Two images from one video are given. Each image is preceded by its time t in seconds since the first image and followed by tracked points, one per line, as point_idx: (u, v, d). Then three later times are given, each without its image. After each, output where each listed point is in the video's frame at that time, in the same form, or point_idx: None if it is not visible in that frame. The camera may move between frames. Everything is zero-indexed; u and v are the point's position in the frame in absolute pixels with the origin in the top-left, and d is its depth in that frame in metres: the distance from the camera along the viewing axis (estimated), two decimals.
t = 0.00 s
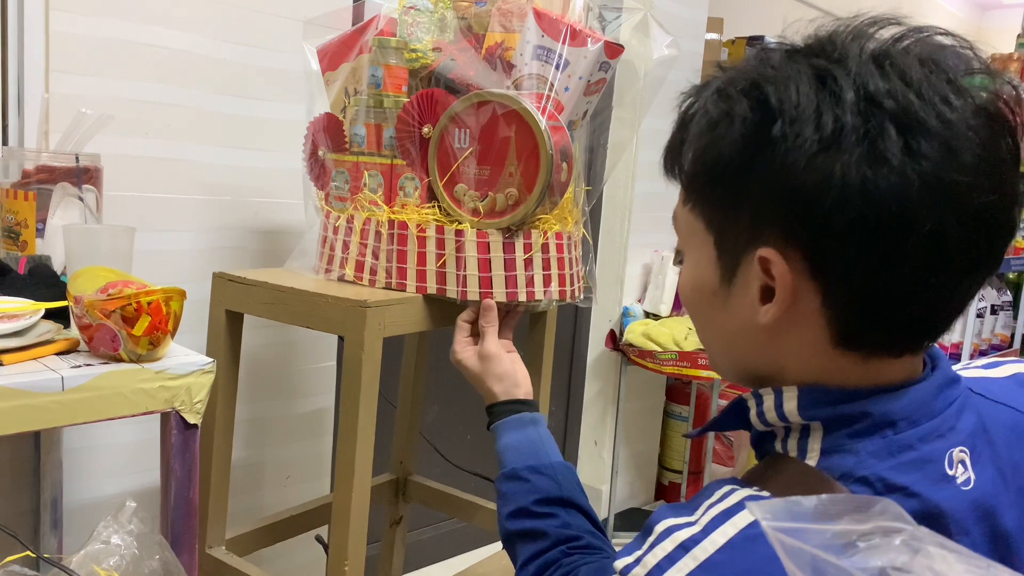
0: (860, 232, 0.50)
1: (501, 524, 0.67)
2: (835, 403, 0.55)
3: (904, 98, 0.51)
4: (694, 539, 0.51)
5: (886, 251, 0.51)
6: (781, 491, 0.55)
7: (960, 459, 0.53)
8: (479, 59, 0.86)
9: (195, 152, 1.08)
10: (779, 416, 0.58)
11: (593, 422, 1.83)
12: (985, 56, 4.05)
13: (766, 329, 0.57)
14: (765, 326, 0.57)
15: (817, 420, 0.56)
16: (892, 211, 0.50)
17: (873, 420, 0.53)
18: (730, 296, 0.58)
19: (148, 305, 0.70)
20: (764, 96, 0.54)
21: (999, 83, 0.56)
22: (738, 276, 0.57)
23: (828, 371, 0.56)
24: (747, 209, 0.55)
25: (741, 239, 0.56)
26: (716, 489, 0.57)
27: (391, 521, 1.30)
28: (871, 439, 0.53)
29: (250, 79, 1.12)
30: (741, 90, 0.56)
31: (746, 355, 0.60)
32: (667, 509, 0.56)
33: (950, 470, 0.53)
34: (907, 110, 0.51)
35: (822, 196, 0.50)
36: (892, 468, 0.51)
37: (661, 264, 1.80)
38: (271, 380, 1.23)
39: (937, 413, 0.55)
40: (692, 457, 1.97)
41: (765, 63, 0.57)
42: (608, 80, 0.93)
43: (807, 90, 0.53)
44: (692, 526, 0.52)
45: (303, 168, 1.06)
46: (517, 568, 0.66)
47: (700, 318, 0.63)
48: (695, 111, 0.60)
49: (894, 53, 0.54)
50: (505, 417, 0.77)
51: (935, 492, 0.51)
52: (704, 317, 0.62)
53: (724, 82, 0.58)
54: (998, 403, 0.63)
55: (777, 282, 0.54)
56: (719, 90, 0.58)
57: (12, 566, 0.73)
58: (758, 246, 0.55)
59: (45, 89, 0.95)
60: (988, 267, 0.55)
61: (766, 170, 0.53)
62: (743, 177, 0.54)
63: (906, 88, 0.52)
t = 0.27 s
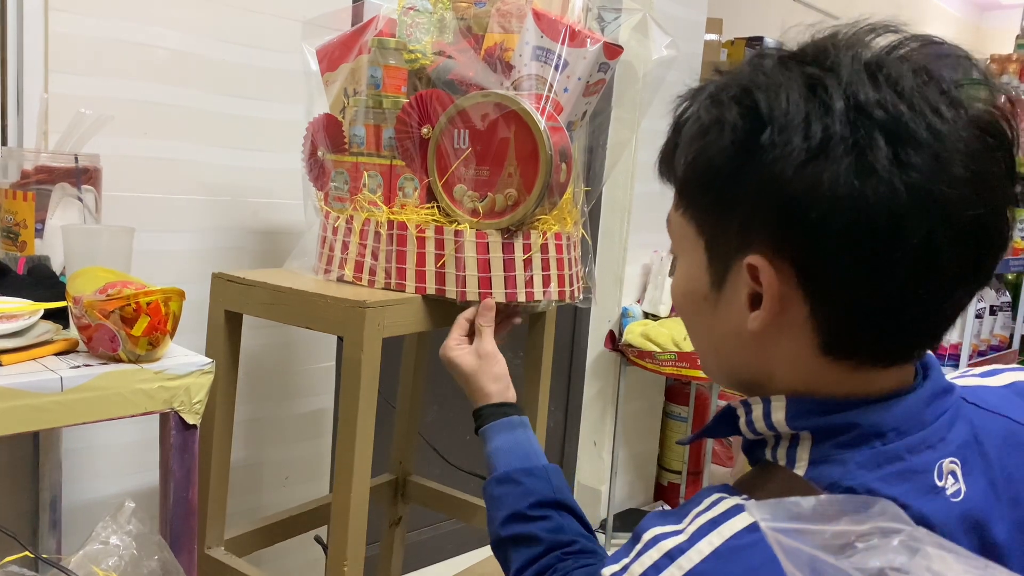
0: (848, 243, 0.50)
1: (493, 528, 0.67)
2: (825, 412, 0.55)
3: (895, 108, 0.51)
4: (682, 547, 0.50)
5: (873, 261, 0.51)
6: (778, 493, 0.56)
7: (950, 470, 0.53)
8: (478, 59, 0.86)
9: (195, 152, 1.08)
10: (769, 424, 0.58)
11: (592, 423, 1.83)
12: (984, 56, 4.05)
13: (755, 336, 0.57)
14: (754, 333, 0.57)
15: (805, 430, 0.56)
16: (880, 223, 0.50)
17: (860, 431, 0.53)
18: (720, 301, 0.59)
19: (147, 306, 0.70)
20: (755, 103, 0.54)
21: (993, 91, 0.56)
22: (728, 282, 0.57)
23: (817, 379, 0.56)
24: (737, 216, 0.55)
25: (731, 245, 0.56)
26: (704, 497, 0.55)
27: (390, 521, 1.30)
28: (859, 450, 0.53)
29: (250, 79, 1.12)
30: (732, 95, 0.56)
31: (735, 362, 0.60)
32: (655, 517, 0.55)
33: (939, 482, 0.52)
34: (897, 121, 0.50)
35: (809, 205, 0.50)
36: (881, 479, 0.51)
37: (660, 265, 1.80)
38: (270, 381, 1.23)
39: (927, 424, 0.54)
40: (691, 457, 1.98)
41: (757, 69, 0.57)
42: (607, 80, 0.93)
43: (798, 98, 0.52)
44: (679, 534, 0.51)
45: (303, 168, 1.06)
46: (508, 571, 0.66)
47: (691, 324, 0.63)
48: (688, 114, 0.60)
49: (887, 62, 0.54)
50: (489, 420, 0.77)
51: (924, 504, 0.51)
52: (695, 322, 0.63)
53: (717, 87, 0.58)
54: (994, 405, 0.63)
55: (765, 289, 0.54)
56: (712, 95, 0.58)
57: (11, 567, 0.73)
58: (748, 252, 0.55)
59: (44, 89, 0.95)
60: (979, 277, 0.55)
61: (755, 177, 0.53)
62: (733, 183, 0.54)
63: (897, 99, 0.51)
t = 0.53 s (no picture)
0: (862, 231, 0.50)
1: (496, 533, 0.66)
2: (838, 408, 0.55)
3: (913, 96, 0.51)
4: (694, 544, 0.51)
5: (888, 249, 0.51)
6: (780, 492, 0.56)
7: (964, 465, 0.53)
8: (477, 60, 0.86)
9: (194, 153, 1.08)
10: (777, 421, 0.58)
11: (591, 423, 1.83)
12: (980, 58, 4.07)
13: (764, 328, 0.57)
14: (763, 325, 0.57)
15: (818, 425, 0.55)
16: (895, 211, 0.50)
17: (875, 425, 0.53)
18: (730, 293, 0.59)
19: (146, 307, 0.70)
20: (772, 90, 0.54)
21: (1010, 85, 0.56)
22: (739, 273, 0.57)
23: (824, 374, 0.56)
24: (750, 205, 0.55)
25: (743, 235, 0.56)
26: (714, 493, 0.56)
27: (390, 522, 1.30)
28: (873, 444, 0.53)
29: (249, 80, 1.12)
30: (749, 84, 0.56)
31: (744, 355, 0.60)
32: (666, 513, 0.56)
33: (952, 477, 0.53)
34: (915, 109, 0.50)
35: (824, 192, 0.50)
36: (895, 473, 0.51)
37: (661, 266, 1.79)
38: (270, 381, 1.23)
39: (939, 418, 0.55)
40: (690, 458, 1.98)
41: (774, 58, 0.57)
42: (606, 81, 0.93)
43: (816, 86, 0.53)
44: (691, 531, 0.52)
45: (303, 169, 1.06)
46: None
47: (700, 317, 0.63)
48: (702, 104, 0.60)
49: (904, 52, 0.54)
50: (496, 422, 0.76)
51: (937, 498, 0.51)
52: (703, 315, 0.63)
53: (733, 76, 0.58)
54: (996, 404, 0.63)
55: (778, 279, 0.54)
56: (728, 84, 0.58)
57: (10, 568, 0.73)
58: (761, 242, 0.55)
59: (43, 90, 0.95)
60: (991, 271, 0.55)
61: (769, 165, 0.53)
62: (747, 171, 0.54)
63: (915, 87, 0.51)
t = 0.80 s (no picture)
0: (869, 234, 0.50)
1: (496, 529, 0.66)
2: (833, 407, 0.55)
3: (922, 101, 0.51)
4: (686, 540, 0.50)
5: (894, 253, 0.51)
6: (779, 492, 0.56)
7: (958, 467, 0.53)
8: (476, 61, 0.86)
9: (193, 153, 1.08)
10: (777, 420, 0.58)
11: (591, 424, 1.83)
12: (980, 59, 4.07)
13: (766, 329, 0.58)
14: (765, 326, 0.58)
15: (812, 425, 0.56)
16: (902, 215, 0.49)
17: (868, 426, 0.53)
18: (734, 293, 0.59)
19: (146, 307, 0.70)
20: (781, 93, 0.54)
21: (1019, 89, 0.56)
22: (743, 274, 0.58)
23: (825, 376, 0.57)
24: (756, 206, 0.55)
25: (749, 237, 0.56)
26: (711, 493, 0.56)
27: (390, 523, 1.30)
28: (866, 445, 0.53)
29: (249, 81, 1.12)
30: (757, 86, 0.56)
31: (746, 354, 0.61)
32: (660, 513, 0.55)
33: (945, 479, 0.52)
34: (924, 114, 0.50)
35: (832, 195, 0.50)
36: (887, 474, 0.51)
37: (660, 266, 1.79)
38: (269, 382, 1.23)
39: (935, 421, 0.55)
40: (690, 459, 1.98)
41: (782, 60, 0.57)
42: (605, 81, 0.93)
43: (824, 88, 0.52)
44: (684, 527, 0.52)
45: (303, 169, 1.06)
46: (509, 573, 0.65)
47: (704, 316, 0.64)
48: (709, 106, 0.60)
49: (914, 55, 0.54)
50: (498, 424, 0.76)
51: (930, 500, 0.50)
52: (707, 315, 0.63)
53: (740, 78, 0.58)
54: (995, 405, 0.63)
55: (782, 280, 0.54)
56: (735, 85, 0.58)
57: (10, 568, 0.73)
58: (765, 243, 0.55)
59: (43, 90, 0.95)
60: (998, 275, 0.55)
61: (776, 167, 0.53)
62: (754, 173, 0.54)
63: (924, 92, 0.51)
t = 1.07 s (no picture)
0: (830, 240, 0.50)
1: (497, 524, 0.69)
2: (803, 429, 0.55)
3: (877, 106, 0.51)
4: (656, 558, 0.51)
5: (856, 258, 0.50)
6: (773, 497, 0.56)
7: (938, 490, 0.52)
8: (476, 62, 0.86)
9: (193, 154, 1.08)
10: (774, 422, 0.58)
11: (591, 424, 1.83)
12: (980, 58, 4.08)
13: (737, 337, 0.57)
14: (737, 334, 0.57)
15: (786, 445, 0.56)
16: (861, 221, 0.49)
17: (838, 448, 0.53)
18: (705, 301, 0.59)
19: (146, 308, 0.70)
20: (739, 100, 0.54)
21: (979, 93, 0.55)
22: (712, 282, 0.58)
23: (799, 385, 0.56)
24: (723, 213, 0.55)
25: (717, 245, 0.56)
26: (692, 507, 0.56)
27: (389, 524, 1.30)
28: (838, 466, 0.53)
29: (248, 81, 1.12)
30: (717, 94, 0.56)
31: (721, 363, 0.60)
32: (638, 525, 0.56)
33: (922, 502, 0.52)
34: (880, 119, 0.50)
35: (791, 201, 0.50)
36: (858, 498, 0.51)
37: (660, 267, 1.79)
38: (269, 382, 1.23)
39: (910, 441, 0.54)
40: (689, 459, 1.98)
41: (742, 68, 0.57)
42: (604, 83, 0.93)
43: (781, 95, 0.52)
44: (656, 544, 0.52)
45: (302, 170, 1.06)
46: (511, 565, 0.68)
47: (676, 325, 0.63)
48: (675, 116, 0.60)
49: (871, 61, 0.54)
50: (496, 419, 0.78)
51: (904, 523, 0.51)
52: (681, 324, 0.63)
53: (703, 87, 0.58)
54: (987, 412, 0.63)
55: (747, 288, 0.54)
56: (699, 94, 0.58)
57: (9, 569, 0.73)
58: (732, 251, 0.55)
59: (43, 91, 0.95)
60: (966, 281, 0.54)
61: (738, 174, 0.53)
62: (719, 181, 0.54)
63: (879, 97, 0.51)
